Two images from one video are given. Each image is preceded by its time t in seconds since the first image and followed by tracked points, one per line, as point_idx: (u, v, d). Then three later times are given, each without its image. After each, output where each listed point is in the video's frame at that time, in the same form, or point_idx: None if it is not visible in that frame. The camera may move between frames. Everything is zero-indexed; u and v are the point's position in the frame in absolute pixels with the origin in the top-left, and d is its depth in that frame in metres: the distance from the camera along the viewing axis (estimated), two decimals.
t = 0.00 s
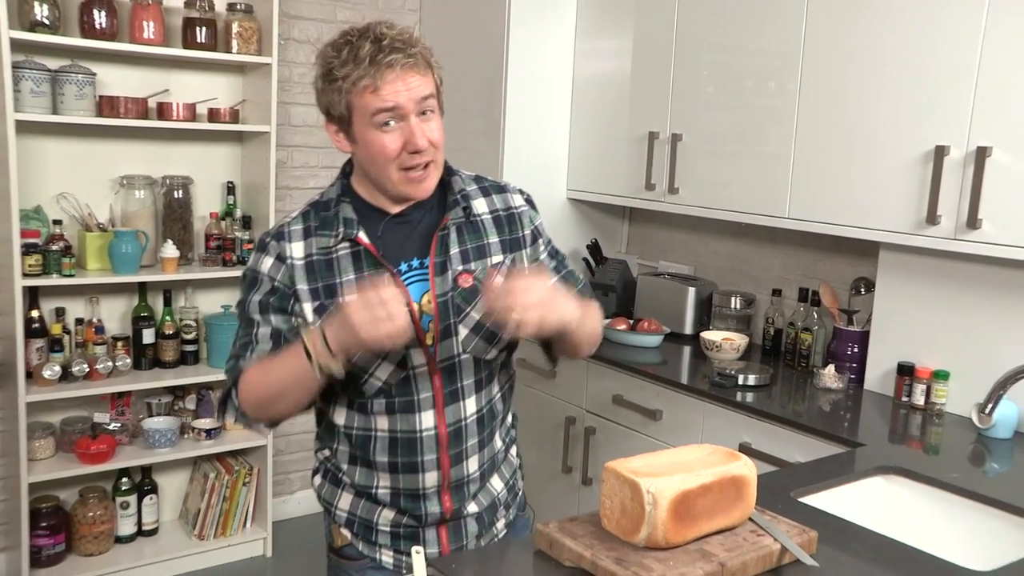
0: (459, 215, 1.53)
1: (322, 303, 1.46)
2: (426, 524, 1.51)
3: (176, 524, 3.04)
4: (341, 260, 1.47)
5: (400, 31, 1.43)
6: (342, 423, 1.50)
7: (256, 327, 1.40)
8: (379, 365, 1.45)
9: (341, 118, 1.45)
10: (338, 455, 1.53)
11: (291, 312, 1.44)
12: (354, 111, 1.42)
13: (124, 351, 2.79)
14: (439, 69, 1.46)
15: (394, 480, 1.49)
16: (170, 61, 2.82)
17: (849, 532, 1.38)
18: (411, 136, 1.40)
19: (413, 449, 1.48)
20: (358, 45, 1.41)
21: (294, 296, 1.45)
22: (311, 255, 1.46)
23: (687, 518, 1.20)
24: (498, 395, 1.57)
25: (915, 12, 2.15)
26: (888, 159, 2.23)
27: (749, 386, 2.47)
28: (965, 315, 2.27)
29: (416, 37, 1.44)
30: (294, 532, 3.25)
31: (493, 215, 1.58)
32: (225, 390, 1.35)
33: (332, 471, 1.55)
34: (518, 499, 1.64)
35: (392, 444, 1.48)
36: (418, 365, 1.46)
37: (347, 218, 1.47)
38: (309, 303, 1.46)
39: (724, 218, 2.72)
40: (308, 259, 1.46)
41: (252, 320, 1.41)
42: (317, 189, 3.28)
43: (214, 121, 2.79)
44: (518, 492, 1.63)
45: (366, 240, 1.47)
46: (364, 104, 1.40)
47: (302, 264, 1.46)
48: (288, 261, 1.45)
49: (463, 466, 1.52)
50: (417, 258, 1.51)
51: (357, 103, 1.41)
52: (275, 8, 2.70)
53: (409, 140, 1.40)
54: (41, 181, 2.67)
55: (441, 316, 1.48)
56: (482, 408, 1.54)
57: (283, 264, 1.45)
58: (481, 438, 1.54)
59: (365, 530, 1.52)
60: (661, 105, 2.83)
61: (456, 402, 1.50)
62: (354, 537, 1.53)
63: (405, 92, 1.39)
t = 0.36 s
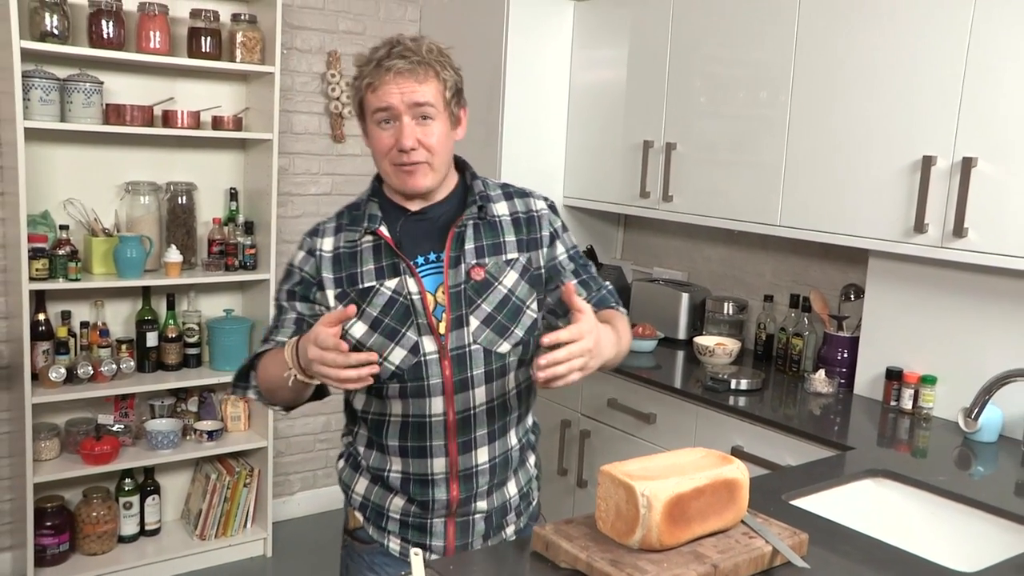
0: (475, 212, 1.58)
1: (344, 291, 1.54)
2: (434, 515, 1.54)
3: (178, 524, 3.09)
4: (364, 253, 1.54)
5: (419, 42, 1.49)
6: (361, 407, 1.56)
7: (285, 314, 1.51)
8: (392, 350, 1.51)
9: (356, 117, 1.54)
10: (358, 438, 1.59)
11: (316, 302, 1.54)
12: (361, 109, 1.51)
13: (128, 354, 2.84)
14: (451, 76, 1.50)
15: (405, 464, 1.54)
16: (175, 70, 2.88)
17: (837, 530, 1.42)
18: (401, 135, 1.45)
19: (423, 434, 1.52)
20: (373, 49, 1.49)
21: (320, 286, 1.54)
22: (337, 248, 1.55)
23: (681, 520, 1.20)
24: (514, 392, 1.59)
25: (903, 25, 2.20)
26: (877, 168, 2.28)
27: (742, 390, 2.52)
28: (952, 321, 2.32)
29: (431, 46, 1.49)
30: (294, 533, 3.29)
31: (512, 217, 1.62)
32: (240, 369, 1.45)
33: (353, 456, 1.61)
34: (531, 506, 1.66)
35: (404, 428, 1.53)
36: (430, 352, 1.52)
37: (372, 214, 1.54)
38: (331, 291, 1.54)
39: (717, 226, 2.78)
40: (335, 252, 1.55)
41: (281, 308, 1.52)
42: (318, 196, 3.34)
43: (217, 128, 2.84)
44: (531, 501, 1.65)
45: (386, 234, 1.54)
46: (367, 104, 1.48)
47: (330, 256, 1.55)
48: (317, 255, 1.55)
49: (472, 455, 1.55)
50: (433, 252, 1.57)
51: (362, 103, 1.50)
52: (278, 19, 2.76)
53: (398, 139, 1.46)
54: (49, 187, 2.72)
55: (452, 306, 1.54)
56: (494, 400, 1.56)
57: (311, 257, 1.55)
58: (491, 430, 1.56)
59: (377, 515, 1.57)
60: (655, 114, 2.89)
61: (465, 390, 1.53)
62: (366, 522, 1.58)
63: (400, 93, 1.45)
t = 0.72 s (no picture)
0: (482, 214, 1.58)
1: (355, 289, 1.57)
2: (436, 507, 1.55)
3: (175, 525, 3.09)
4: (374, 252, 1.57)
5: (433, 50, 1.51)
6: (371, 399, 1.59)
7: (300, 312, 1.55)
8: (398, 347, 1.53)
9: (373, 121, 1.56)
10: (368, 430, 1.62)
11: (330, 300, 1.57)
12: (378, 115, 1.52)
13: (125, 355, 2.84)
14: (464, 83, 1.52)
15: (409, 456, 1.56)
16: (171, 72, 2.89)
17: (833, 529, 1.42)
18: (414, 138, 1.46)
19: (425, 428, 1.54)
20: (390, 57, 1.51)
21: (334, 284, 1.58)
22: (352, 248, 1.59)
23: (677, 520, 1.20)
24: (519, 391, 1.59)
25: (898, 27, 2.21)
26: (873, 169, 2.29)
27: (738, 391, 2.53)
28: (947, 322, 2.33)
29: (445, 53, 1.50)
30: (290, 534, 3.29)
31: (521, 219, 1.62)
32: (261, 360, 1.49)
33: (365, 447, 1.65)
34: (538, 507, 1.65)
35: (408, 422, 1.55)
36: (433, 349, 1.53)
37: (384, 216, 1.57)
38: (344, 289, 1.58)
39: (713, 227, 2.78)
40: (349, 252, 1.59)
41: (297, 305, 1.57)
42: (315, 198, 3.34)
43: (214, 129, 2.84)
44: (538, 502, 1.64)
45: (396, 235, 1.56)
46: (382, 109, 1.50)
47: (344, 256, 1.59)
48: (333, 254, 1.60)
49: (473, 452, 1.55)
50: (440, 252, 1.57)
51: (378, 108, 1.51)
52: (274, 21, 2.76)
53: (411, 143, 1.47)
54: (47, 188, 2.72)
55: (456, 305, 1.54)
56: (497, 399, 1.56)
57: (327, 257, 1.60)
58: (493, 429, 1.56)
59: (383, 505, 1.60)
60: (651, 116, 2.89)
61: (467, 387, 1.54)
62: (373, 509, 1.62)
63: (414, 99, 1.46)
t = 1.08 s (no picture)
0: (487, 209, 1.59)
1: (352, 279, 1.54)
2: (435, 506, 1.55)
3: (174, 523, 3.09)
4: (371, 242, 1.53)
5: (470, 44, 1.50)
6: (363, 399, 1.57)
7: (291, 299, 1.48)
8: (398, 340, 1.51)
9: (393, 102, 1.51)
10: (358, 433, 1.59)
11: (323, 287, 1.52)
12: (403, 100, 1.48)
13: (124, 353, 2.84)
14: (494, 86, 1.52)
15: (405, 456, 1.54)
16: (168, 70, 2.89)
17: (832, 524, 1.43)
18: (445, 135, 1.45)
19: (424, 426, 1.53)
20: (428, 43, 1.47)
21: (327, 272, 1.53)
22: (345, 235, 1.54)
23: (675, 516, 1.21)
24: (513, 387, 1.61)
25: (896, 24, 2.21)
26: (871, 165, 2.29)
27: (736, 386, 2.53)
28: (945, 318, 2.33)
29: (481, 52, 1.50)
30: (289, 531, 3.29)
31: (520, 216, 1.63)
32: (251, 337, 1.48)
33: (354, 451, 1.62)
34: (533, 499, 1.67)
35: (405, 420, 1.53)
36: (434, 344, 1.52)
37: (381, 204, 1.54)
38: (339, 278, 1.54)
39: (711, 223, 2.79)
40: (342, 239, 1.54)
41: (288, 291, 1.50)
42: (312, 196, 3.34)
43: (211, 127, 2.85)
44: (533, 493, 1.66)
45: (396, 224, 1.53)
46: (413, 95, 1.46)
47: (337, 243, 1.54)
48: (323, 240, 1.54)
49: (473, 449, 1.56)
50: (442, 246, 1.57)
51: (405, 94, 1.48)
52: (271, 19, 2.76)
53: (441, 136, 1.45)
54: (45, 186, 2.72)
55: (459, 300, 1.55)
56: (496, 395, 1.57)
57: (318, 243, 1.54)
58: (493, 425, 1.57)
59: (378, 509, 1.58)
60: (649, 113, 2.90)
61: (468, 383, 1.54)
62: (369, 515, 1.60)
63: (453, 94, 1.44)
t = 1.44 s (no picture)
0: (493, 213, 1.60)
1: (374, 289, 1.43)
2: (445, 510, 1.53)
3: (176, 521, 3.10)
4: (389, 247, 1.45)
5: (468, 35, 1.46)
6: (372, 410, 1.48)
7: (315, 319, 1.35)
8: (423, 350, 1.46)
9: (391, 98, 1.46)
10: (360, 445, 1.50)
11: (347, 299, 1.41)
12: (401, 96, 1.44)
13: (125, 352, 2.85)
14: (494, 77, 1.49)
15: (421, 465, 1.50)
16: (169, 69, 2.89)
17: (831, 522, 1.43)
18: (451, 133, 1.41)
19: (445, 433, 1.50)
20: (425, 36, 1.42)
21: (350, 283, 1.41)
22: (360, 241, 1.43)
23: (675, 513, 1.21)
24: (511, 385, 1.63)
25: (896, 22, 2.21)
26: (871, 163, 2.29)
27: (736, 385, 2.54)
28: (945, 316, 2.33)
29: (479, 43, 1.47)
30: (290, 529, 3.30)
31: (513, 217, 1.65)
32: (296, 386, 1.28)
33: (349, 464, 1.53)
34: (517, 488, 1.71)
35: (424, 429, 1.49)
36: (457, 351, 1.50)
37: (394, 205, 1.47)
38: (361, 289, 1.42)
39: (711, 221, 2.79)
40: (357, 245, 1.43)
41: (310, 311, 1.35)
42: (313, 194, 3.35)
43: (213, 126, 2.85)
44: (518, 482, 1.70)
45: (414, 227, 1.48)
46: (414, 91, 1.41)
47: (353, 249, 1.42)
48: (338, 245, 1.40)
49: (485, 451, 1.56)
50: (457, 249, 1.54)
51: (404, 89, 1.43)
52: (272, 18, 2.76)
53: (447, 134, 1.42)
54: (47, 185, 2.73)
55: (481, 305, 1.54)
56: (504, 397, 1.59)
57: (334, 249, 1.40)
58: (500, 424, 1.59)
59: (384, 521, 1.51)
60: (650, 111, 2.90)
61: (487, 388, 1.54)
62: (371, 529, 1.52)
63: (456, 89, 1.41)
